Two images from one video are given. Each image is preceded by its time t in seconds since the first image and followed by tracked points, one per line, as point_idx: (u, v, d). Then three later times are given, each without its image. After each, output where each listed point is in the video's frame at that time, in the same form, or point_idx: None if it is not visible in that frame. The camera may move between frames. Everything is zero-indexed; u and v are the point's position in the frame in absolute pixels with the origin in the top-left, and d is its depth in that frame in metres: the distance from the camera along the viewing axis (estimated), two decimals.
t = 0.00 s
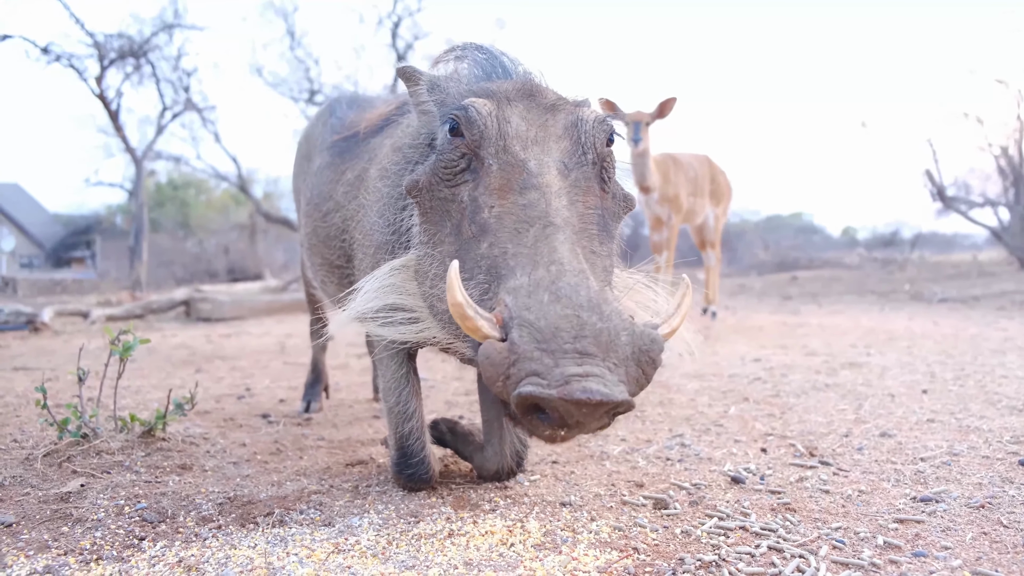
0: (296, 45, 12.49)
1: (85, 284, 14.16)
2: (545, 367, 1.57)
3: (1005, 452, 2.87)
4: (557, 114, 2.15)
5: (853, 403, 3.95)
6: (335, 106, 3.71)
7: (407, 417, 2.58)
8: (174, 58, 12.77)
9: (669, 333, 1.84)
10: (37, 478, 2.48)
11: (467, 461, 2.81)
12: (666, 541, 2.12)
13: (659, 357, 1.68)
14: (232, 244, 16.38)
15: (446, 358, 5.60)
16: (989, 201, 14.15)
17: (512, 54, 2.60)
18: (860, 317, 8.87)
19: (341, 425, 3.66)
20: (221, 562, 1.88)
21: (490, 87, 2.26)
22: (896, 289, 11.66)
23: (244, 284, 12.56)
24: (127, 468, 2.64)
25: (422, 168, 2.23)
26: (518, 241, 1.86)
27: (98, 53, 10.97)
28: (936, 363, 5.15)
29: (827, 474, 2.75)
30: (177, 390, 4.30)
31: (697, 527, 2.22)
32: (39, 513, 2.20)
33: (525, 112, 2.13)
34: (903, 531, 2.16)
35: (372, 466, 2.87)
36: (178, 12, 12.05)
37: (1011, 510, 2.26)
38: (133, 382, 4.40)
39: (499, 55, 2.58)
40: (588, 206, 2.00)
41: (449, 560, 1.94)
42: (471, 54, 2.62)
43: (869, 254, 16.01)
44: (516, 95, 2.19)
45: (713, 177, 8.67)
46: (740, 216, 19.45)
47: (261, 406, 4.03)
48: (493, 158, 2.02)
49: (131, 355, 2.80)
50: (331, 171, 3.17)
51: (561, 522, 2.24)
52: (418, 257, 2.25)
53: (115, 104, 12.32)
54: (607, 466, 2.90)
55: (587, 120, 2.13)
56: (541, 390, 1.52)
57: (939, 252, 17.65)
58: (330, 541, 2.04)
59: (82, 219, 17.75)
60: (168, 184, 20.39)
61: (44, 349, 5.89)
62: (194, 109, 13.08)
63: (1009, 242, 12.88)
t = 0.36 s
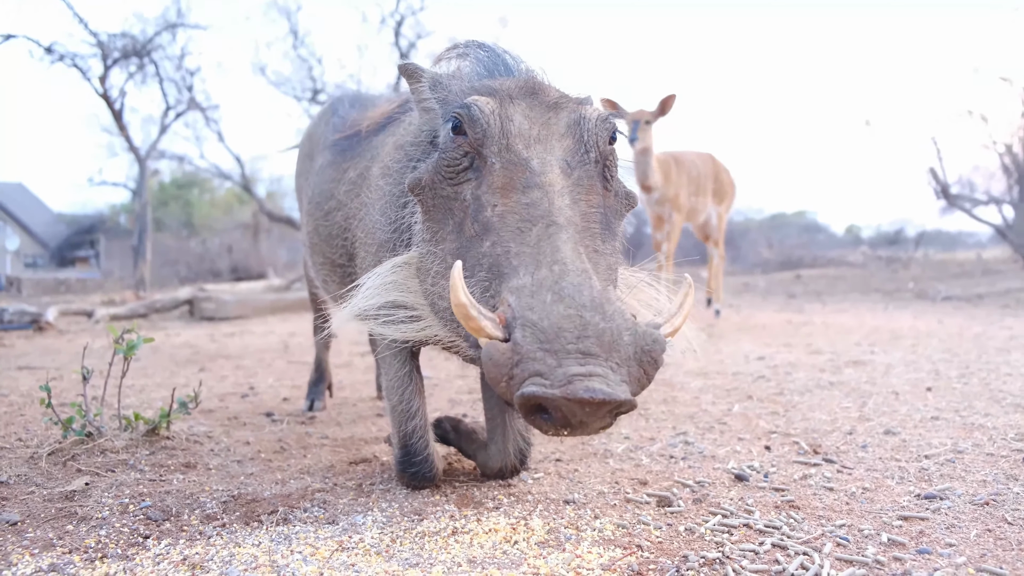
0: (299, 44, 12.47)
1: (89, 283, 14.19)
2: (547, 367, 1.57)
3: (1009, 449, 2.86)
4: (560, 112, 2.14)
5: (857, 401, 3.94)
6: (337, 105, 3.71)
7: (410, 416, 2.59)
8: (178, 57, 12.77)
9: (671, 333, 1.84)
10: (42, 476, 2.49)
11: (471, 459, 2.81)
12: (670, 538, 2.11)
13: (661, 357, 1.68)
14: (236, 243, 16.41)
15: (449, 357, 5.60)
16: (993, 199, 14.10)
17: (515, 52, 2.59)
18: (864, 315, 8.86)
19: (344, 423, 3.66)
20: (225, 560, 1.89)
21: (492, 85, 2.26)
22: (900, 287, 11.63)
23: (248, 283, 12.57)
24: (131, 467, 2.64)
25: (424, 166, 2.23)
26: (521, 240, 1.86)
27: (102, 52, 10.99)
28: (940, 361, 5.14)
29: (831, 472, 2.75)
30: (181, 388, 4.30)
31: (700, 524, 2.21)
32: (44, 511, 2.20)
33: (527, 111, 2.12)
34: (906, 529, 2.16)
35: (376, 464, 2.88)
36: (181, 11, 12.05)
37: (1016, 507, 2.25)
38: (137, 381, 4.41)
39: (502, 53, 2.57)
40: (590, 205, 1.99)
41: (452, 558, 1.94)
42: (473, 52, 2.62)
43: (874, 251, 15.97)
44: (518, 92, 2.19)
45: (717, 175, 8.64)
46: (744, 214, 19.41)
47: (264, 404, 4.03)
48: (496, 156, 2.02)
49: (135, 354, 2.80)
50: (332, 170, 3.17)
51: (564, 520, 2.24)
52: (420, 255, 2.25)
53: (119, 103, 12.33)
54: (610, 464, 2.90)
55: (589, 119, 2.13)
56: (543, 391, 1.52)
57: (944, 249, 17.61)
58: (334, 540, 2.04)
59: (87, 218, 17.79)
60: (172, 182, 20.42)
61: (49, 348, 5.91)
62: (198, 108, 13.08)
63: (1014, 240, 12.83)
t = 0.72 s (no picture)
0: (301, 42, 12.46)
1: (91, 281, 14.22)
2: (603, 383, 1.57)
3: (1012, 448, 2.85)
4: (579, 121, 2.15)
5: (859, 400, 3.93)
6: (339, 103, 3.70)
7: (411, 416, 2.58)
8: (181, 54, 12.77)
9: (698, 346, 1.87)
10: (44, 474, 2.49)
11: (472, 457, 2.81)
12: (672, 537, 2.11)
13: (695, 371, 1.71)
14: (238, 241, 16.43)
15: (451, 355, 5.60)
16: (996, 197, 14.06)
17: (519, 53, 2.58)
18: (866, 314, 8.83)
19: (346, 422, 3.66)
20: (227, 558, 1.89)
21: (506, 88, 2.24)
22: (902, 285, 11.61)
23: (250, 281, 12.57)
24: (133, 464, 2.65)
25: (443, 166, 2.18)
26: (557, 252, 1.87)
27: (105, 49, 10.99)
28: (942, 359, 5.13)
29: (833, 471, 2.75)
30: (184, 386, 4.31)
31: (702, 523, 2.21)
32: (47, 509, 2.20)
33: (548, 117, 2.12)
34: (909, 528, 2.15)
35: (378, 463, 2.88)
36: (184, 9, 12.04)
37: (1019, 506, 2.24)
38: (140, 378, 4.42)
39: (510, 53, 2.55)
40: (613, 216, 2.03)
41: (454, 557, 1.94)
42: (482, 53, 2.59)
43: (876, 250, 15.92)
44: (531, 95, 2.18)
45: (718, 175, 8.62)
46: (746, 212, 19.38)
47: (267, 402, 4.04)
48: (525, 163, 2.01)
49: (137, 352, 2.80)
50: (331, 169, 3.17)
51: (566, 519, 2.24)
52: (434, 257, 2.23)
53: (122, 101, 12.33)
54: (612, 463, 2.89)
55: (609, 130, 2.15)
56: (605, 407, 1.52)
57: (946, 248, 17.57)
58: (336, 538, 2.05)
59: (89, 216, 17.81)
60: (174, 180, 20.44)
61: (51, 345, 5.92)
62: (200, 105, 13.09)
63: (1017, 239, 12.80)
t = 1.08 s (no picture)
0: (303, 41, 12.46)
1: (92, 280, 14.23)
2: (644, 390, 1.59)
3: (1013, 449, 2.84)
4: (597, 128, 2.15)
5: (860, 400, 3.93)
6: (338, 102, 3.68)
7: (413, 416, 2.59)
8: (183, 54, 12.78)
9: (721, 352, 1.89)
10: (45, 473, 2.49)
11: (473, 458, 2.81)
12: (672, 538, 2.11)
13: (721, 375, 1.75)
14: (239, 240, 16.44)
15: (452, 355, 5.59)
16: (997, 198, 14.04)
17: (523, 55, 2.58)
18: (867, 314, 8.82)
19: (347, 422, 3.66)
20: (228, 558, 1.89)
21: (525, 94, 2.24)
22: (903, 285, 11.60)
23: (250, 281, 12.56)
24: (134, 464, 2.65)
25: (466, 172, 2.18)
26: (588, 260, 1.88)
27: (107, 49, 10.99)
28: (943, 360, 5.12)
29: (834, 472, 2.74)
30: (185, 386, 4.31)
31: (703, 524, 2.21)
32: (48, 508, 2.20)
33: (569, 124, 2.12)
34: (910, 529, 2.15)
35: (378, 463, 2.88)
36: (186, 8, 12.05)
37: (1020, 507, 2.24)
38: (141, 377, 4.42)
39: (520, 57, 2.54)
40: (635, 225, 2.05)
41: (455, 557, 1.93)
42: (492, 56, 2.57)
43: (878, 250, 15.90)
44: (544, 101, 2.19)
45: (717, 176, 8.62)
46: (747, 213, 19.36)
47: (268, 402, 4.04)
48: (551, 170, 2.02)
49: (138, 351, 2.79)
50: (328, 167, 3.16)
51: (567, 520, 2.24)
52: (454, 263, 2.23)
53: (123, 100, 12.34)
54: (613, 463, 2.89)
55: (626, 138, 2.16)
56: (647, 412, 1.53)
57: (948, 248, 17.54)
58: (337, 538, 2.04)
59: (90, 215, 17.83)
60: (176, 179, 20.46)
61: (52, 344, 5.93)
62: (202, 104, 13.09)
63: (1018, 239, 12.77)
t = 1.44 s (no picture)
0: (305, 41, 12.47)
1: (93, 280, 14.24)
2: (648, 397, 1.60)
3: (1014, 450, 2.84)
4: (602, 131, 2.15)
5: (861, 401, 3.92)
6: (337, 102, 3.68)
7: (414, 416, 2.59)
8: (185, 54, 12.79)
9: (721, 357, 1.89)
10: (46, 473, 2.49)
11: (473, 459, 2.81)
12: (673, 539, 2.11)
13: (720, 381, 1.77)
14: (241, 239, 16.45)
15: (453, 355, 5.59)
16: (999, 198, 14.04)
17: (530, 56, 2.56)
18: (869, 315, 8.81)
19: (348, 422, 3.66)
20: (228, 559, 1.89)
21: (531, 96, 2.23)
22: (905, 286, 11.61)
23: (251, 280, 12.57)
24: (135, 464, 2.65)
25: (472, 173, 2.17)
26: (594, 265, 1.87)
27: (109, 48, 11.00)
28: (945, 360, 5.12)
29: (835, 473, 2.74)
30: (185, 385, 4.31)
31: (704, 525, 2.21)
32: (48, 508, 2.20)
33: (575, 128, 2.11)
34: (910, 530, 2.15)
35: (378, 463, 2.88)
36: (188, 8, 12.06)
37: (1021, 509, 2.24)
38: (142, 377, 4.42)
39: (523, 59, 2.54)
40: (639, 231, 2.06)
41: (455, 558, 1.93)
42: (495, 59, 2.57)
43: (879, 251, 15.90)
44: (552, 105, 2.18)
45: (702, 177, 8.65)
46: (748, 213, 19.36)
47: (269, 402, 4.03)
48: (558, 174, 2.01)
49: (139, 351, 2.79)
50: (326, 167, 3.15)
51: (567, 520, 2.24)
52: (457, 263, 2.22)
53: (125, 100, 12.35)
54: (613, 464, 2.89)
55: (630, 143, 2.16)
56: (652, 421, 1.55)
57: (949, 249, 17.53)
58: (337, 539, 2.04)
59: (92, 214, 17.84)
60: (177, 179, 20.48)
61: (53, 343, 5.93)
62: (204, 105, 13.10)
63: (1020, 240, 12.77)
